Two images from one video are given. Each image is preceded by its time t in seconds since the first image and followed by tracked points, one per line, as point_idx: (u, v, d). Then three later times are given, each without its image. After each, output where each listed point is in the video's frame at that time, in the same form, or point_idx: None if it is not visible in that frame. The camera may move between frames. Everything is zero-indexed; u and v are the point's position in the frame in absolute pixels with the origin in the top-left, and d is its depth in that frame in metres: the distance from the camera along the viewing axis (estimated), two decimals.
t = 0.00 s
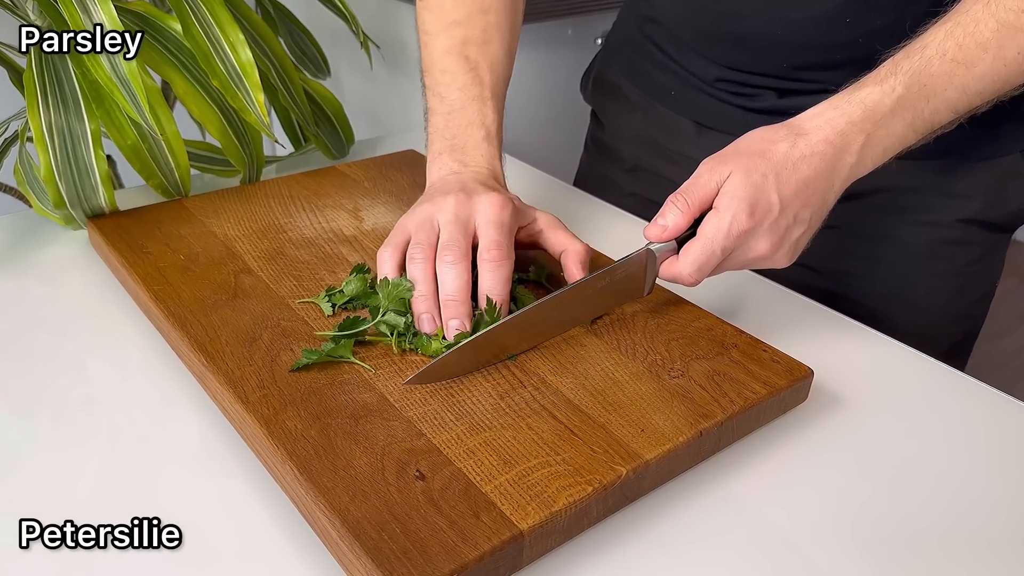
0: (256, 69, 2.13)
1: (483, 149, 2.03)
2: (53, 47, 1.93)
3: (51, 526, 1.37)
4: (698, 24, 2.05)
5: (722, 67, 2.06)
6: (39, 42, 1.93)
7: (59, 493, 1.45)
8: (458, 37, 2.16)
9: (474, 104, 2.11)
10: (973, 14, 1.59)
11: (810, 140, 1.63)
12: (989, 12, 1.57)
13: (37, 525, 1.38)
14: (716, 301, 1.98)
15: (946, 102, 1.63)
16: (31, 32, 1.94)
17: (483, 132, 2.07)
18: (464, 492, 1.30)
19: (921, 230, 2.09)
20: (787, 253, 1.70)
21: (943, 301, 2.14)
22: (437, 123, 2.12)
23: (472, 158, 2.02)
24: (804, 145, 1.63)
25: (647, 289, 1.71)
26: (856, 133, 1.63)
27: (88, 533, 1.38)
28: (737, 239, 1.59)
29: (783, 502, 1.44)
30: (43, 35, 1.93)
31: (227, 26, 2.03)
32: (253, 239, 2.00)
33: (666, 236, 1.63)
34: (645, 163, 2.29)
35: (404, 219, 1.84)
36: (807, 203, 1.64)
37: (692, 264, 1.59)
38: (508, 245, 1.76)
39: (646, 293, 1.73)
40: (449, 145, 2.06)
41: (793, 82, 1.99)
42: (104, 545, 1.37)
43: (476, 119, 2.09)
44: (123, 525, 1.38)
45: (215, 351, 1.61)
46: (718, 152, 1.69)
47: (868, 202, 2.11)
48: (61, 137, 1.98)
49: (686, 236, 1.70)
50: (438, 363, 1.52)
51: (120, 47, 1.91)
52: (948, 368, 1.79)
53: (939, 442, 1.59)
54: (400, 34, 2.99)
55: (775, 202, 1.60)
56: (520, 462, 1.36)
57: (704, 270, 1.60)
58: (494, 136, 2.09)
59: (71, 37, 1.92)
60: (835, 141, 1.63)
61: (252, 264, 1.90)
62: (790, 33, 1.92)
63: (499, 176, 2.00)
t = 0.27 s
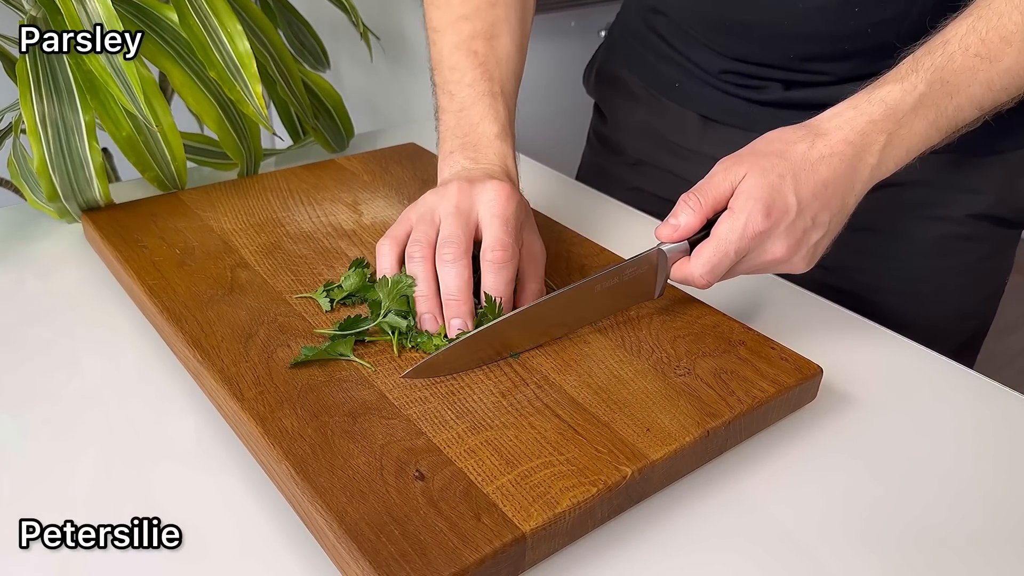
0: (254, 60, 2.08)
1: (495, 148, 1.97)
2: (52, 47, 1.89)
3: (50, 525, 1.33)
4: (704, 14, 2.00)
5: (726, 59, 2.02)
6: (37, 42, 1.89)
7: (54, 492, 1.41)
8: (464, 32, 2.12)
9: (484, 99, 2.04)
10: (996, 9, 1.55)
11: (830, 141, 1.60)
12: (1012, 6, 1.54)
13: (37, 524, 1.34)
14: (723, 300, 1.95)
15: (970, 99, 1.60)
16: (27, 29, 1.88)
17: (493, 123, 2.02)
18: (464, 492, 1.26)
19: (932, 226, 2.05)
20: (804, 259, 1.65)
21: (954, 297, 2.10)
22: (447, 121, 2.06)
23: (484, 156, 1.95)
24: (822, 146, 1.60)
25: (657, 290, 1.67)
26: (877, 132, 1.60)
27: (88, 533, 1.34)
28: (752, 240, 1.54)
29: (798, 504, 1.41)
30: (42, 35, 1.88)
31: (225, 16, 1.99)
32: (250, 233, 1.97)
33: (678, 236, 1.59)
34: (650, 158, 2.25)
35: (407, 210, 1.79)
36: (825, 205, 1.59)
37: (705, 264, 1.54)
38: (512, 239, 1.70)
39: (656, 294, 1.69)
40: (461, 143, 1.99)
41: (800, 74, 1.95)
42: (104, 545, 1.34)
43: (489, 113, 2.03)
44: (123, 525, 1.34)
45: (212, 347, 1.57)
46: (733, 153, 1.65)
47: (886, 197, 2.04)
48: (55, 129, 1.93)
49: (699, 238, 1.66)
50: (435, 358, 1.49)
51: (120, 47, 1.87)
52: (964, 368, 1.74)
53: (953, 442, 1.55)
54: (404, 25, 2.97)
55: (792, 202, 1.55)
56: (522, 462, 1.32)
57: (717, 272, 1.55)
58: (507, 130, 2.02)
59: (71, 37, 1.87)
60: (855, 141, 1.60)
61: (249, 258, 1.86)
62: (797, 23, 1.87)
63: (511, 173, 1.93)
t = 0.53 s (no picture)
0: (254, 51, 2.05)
1: (481, 141, 1.92)
2: (53, 48, 1.85)
3: (50, 525, 1.30)
4: (711, 5, 1.96)
5: (734, 52, 1.99)
6: (37, 42, 1.85)
7: (52, 491, 1.38)
8: (455, 19, 2.09)
9: (473, 90, 2.01)
10: None
11: (841, 128, 1.56)
12: None
13: (37, 525, 1.31)
14: (729, 295, 1.91)
15: (984, 85, 1.57)
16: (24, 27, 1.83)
17: (483, 118, 1.98)
18: (468, 493, 1.23)
19: (942, 221, 2.02)
20: (814, 247, 1.62)
21: (965, 295, 2.06)
22: (435, 113, 2.03)
23: (468, 147, 1.91)
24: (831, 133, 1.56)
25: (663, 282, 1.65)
26: (888, 119, 1.57)
27: (88, 533, 1.31)
28: (761, 230, 1.51)
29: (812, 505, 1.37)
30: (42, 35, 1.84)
31: (225, 7, 1.95)
32: (250, 228, 1.93)
33: (685, 226, 1.55)
34: (654, 152, 2.22)
35: (395, 208, 1.72)
36: (836, 194, 1.56)
37: (713, 255, 1.52)
38: (494, 229, 1.62)
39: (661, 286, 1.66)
40: (446, 135, 1.96)
41: (809, 67, 1.91)
42: (104, 545, 1.31)
43: (475, 105, 1.99)
44: (123, 525, 1.31)
45: (210, 343, 1.54)
46: (741, 139, 1.62)
47: (885, 192, 2.03)
48: (51, 121, 1.90)
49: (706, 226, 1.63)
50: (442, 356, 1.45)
51: (120, 47, 1.83)
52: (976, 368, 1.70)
53: (967, 442, 1.52)
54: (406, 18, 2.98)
55: (803, 190, 1.52)
56: (527, 462, 1.29)
57: (725, 262, 1.53)
58: (495, 122, 1.98)
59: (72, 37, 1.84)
60: (866, 128, 1.56)
61: (248, 253, 1.83)
62: (806, 15, 1.84)
63: (497, 166, 1.90)
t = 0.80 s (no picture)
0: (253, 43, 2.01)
1: (477, 138, 1.89)
2: (53, 48, 1.83)
3: (50, 525, 1.27)
4: None
5: (741, 45, 1.94)
6: (36, 42, 1.83)
7: (47, 490, 1.34)
8: (453, 11, 2.04)
9: (469, 84, 1.96)
10: None
11: (854, 123, 1.53)
12: None
13: (37, 525, 1.28)
14: (736, 293, 1.88)
15: (999, 79, 1.56)
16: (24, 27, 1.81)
17: (477, 115, 1.92)
18: (469, 495, 1.19)
19: (952, 219, 1.98)
20: (825, 246, 1.59)
21: (976, 294, 2.02)
22: (431, 107, 1.99)
23: (465, 146, 1.88)
24: (843, 129, 1.52)
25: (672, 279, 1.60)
26: (901, 113, 1.53)
27: (88, 533, 1.28)
28: (774, 226, 1.48)
29: (826, 506, 1.34)
30: (43, 35, 1.83)
31: None
32: (247, 222, 1.90)
33: (696, 222, 1.50)
34: (659, 147, 2.18)
35: (398, 214, 1.66)
36: (848, 189, 1.53)
37: (725, 251, 1.47)
38: (504, 243, 1.57)
39: (670, 283, 1.62)
40: (440, 131, 1.93)
41: (817, 61, 1.88)
42: (105, 545, 1.27)
43: (472, 100, 1.95)
44: (123, 525, 1.27)
45: (206, 340, 1.50)
46: (752, 134, 1.58)
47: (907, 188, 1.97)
48: (46, 113, 1.87)
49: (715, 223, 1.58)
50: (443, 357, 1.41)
51: (120, 48, 1.82)
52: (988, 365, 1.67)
53: (981, 442, 1.48)
54: (405, 11, 2.95)
55: (816, 186, 1.49)
56: (530, 463, 1.25)
57: (736, 259, 1.49)
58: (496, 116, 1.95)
59: (72, 37, 1.84)
60: (879, 123, 1.53)
61: (246, 248, 1.80)
62: (816, 7, 1.80)
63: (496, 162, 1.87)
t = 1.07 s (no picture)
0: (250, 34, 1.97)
1: (475, 138, 1.75)
2: (53, 48, 1.78)
3: (51, 525, 1.23)
4: None
5: (750, 36, 1.90)
6: (37, 42, 1.77)
7: (39, 489, 1.30)
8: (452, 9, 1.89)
9: (467, 86, 1.82)
10: None
11: (867, 115, 1.49)
12: None
13: (37, 525, 1.23)
14: (743, 290, 1.84)
15: (1017, 71, 1.52)
16: (22, 27, 1.75)
17: (470, 110, 1.79)
18: (469, 497, 1.15)
19: (965, 215, 1.94)
20: (838, 241, 1.55)
21: (990, 292, 1.97)
22: (429, 110, 1.84)
23: (463, 147, 1.74)
24: (858, 120, 1.48)
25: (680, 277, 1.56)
26: (916, 105, 1.49)
27: (88, 532, 1.24)
28: (784, 220, 1.44)
29: (843, 507, 1.30)
30: (42, 36, 1.77)
31: None
32: (243, 216, 1.86)
33: (705, 216, 1.46)
34: (665, 142, 2.14)
35: (400, 208, 1.62)
36: (862, 184, 1.49)
37: (733, 246, 1.44)
38: (502, 229, 1.54)
39: (678, 282, 1.58)
40: (439, 134, 1.79)
41: (829, 53, 1.84)
42: (106, 545, 1.23)
43: (471, 101, 1.80)
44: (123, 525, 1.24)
45: (200, 336, 1.46)
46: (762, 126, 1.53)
47: (911, 185, 1.96)
48: (37, 105, 1.83)
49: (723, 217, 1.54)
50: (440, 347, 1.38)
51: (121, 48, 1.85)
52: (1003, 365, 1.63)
53: (998, 443, 1.44)
54: (405, 5, 2.91)
55: (828, 180, 1.45)
56: (532, 463, 1.21)
57: (745, 254, 1.45)
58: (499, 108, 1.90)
59: (72, 37, 1.78)
60: (893, 115, 1.49)
61: (242, 243, 1.76)
62: None
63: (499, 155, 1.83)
